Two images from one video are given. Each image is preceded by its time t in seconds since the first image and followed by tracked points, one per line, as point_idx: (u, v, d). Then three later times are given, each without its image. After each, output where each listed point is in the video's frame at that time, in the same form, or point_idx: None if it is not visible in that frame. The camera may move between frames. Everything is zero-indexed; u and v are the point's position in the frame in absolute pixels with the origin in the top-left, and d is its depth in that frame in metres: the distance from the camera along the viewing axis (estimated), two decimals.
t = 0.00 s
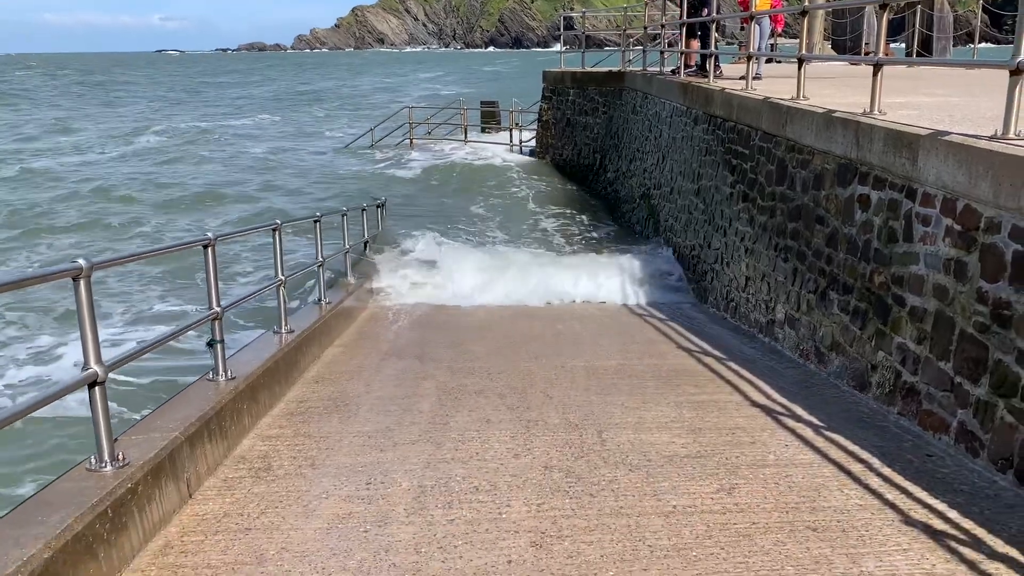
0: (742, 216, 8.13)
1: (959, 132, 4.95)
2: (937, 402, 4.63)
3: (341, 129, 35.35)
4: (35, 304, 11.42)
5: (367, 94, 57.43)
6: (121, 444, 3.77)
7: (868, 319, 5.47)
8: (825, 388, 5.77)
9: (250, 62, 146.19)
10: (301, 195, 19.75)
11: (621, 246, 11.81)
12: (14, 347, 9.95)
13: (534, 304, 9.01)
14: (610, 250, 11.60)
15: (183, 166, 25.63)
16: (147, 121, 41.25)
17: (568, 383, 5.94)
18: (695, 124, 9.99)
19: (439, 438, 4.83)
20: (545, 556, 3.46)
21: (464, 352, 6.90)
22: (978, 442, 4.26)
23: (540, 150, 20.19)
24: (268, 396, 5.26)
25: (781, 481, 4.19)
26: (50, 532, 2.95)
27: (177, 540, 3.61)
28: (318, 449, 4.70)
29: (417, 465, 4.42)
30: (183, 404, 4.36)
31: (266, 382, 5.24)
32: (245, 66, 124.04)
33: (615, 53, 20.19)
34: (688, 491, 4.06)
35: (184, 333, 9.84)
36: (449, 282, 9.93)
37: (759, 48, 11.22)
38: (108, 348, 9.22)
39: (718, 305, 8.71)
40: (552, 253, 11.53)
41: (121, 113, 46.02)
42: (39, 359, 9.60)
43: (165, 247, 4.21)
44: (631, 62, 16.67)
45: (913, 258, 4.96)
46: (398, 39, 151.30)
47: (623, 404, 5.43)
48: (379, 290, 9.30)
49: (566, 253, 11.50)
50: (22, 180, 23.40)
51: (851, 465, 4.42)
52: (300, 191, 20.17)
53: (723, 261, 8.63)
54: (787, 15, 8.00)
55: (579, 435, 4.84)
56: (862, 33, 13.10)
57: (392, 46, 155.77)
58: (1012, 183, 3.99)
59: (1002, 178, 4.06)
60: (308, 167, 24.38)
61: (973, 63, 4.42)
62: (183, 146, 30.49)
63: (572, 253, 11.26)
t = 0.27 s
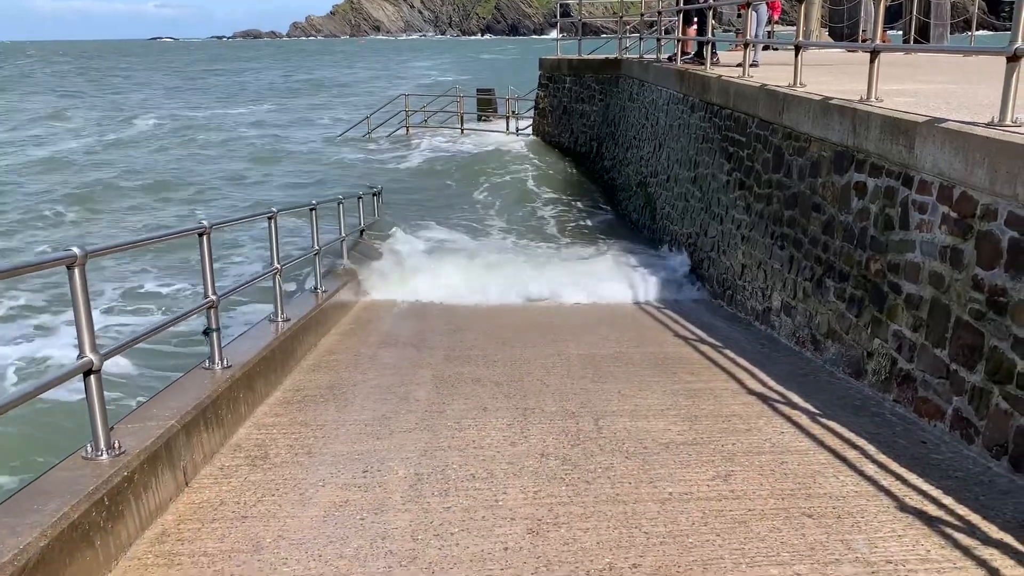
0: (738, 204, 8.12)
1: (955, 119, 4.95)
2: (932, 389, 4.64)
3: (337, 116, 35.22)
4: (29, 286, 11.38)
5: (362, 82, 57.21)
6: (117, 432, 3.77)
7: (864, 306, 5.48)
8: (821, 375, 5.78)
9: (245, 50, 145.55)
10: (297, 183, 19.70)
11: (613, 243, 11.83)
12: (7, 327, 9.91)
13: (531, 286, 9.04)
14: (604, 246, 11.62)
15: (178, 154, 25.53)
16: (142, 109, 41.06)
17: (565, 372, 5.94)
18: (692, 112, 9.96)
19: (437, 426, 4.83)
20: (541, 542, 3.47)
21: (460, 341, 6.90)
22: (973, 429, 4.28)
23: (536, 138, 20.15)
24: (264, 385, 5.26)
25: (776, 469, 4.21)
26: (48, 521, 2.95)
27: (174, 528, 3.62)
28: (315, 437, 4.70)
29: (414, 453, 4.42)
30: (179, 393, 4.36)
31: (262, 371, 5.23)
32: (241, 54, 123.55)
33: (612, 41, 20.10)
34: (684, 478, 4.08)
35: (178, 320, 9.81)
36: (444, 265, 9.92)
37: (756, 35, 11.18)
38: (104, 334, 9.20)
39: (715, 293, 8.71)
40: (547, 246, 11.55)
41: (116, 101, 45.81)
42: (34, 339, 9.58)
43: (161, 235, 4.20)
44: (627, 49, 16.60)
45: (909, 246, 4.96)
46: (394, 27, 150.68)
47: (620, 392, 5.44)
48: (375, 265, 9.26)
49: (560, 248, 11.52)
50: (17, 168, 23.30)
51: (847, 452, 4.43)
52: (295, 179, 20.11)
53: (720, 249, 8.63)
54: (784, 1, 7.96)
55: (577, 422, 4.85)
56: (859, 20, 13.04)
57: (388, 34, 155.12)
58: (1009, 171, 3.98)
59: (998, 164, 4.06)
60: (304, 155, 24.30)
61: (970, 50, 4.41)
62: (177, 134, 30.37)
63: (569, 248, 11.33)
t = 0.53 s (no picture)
0: (737, 198, 8.12)
1: (954, 113, 4.94)
2: (930, 384, 4.64)
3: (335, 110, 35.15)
4: (26, 278, 11.35)
5: (361, 75, 57.09)
6: (114, 428, 3.77)
7: (862, 301, 5.47)
8: (819, 371, 5.78)
9: (243, 43, 145.27)
10: (295, 177, 19.66)
11: (610, 238, 11.80)
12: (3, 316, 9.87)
13: (528, 276, 9.01)
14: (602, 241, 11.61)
15: (175, 147, 25.48)
16: (140, 102, 40.98)
17: (563, 366, 5.94)
18: (690, 106, 9.94)
19: (435, 421, 4.83)
20: (538, 538, 3.48)
21: (457, 336, 6.90)
22: (970, 424, 4.28)
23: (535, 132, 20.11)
24: (262, 380, 5.25)
25: (774, 464, 4.21)
26: (44, 517, 2.95)
27: (172, 524, 3.62)
28: (312, 432, 4.70)
29: (412, 449, 4.42)
30: (177, 388, 4.36)
31: (259, 366, 5.23)
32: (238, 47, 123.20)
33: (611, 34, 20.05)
34: (681, 473, 4.08)
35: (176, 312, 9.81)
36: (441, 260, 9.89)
37: (755, 28, 11.16)
38: (101, 326, 9.18)
39: (713, 287, 8.70)
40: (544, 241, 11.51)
41: (115, 94, 45.73)
42: (30, 328, 9.54)
43: (159, 230, 4.20)
44: (626, 42, 16.55)
45: (907, 240, 4.96)
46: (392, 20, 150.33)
47: (617, 387, 5.44)
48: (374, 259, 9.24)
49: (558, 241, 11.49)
50: (15, 161, 23.26)
51: (844, 448, 4.43)
52: (293, 173, 20.07)
53: (718, 243, 8.62)
54: None
55: (575, 417, 4.85)
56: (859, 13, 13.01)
57: (386, 27, 154.77)
58: (1007, 166, 3.97)
59: (996, 160, 4.05)
60: (302, 149, 24.25)
61: (969, 44, 4.40)
62: (175, 127, 30.29)
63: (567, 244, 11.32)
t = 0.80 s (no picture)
0: (734, 199, 8.12)
1: (951, 115, 4.94)
2: (927, 386, 4.65)
3: (334, 112, 35.14)
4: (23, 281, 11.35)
5: (359, 77, 57.06)
6: (112, 433, 3.77)
7: (859, 303, 5.48)
8: (817, 372, 5.78)
9: (241, 45, 145.14)
10: (293, 178, 19.65)
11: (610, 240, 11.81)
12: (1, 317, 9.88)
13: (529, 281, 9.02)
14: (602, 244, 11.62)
15: (174, 149, 25.48)
16: (138, 104, 40.97)
17: (563, 369, 5.94)
18: (688, 107, 9.95)
19: (431, 425, 4.83)
20: (536, 543, 3.48)
21: (457, 338, 6.89)
22: (968, 426, 4.28)
23: (533, 133, 20.11)
24: (260, 384, 5.25)
25: (772, 467, 4.21)
26: (41, 524, 2.95)
27: (170, 530, 3.62)
28: (310, 436, 4.70)
29: (409, 453, 4.42)
30: (175, 393, 4.36)
31: (257, 370, 5.23)
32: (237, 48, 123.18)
33: (608, 35, 20.04)
34: (678, 476, 4.08)
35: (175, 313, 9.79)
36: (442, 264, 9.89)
37: (753, 29, 11.16)
38: (101, 328, 9.17)
39: (711, 288, 8.70)
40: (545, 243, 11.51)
41: (113, 96, 45.69)
42: (29, 330, 9.53)
43: (156, 235, 4.19)
44: (624, 43, 16.55)
45: (904, 242, 4.96)
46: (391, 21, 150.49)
47: (616, 390, 5.44)
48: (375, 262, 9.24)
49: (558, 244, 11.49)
50: (13, 164, 23.26)
51: (842, 450, 4.44)
52: (291, 175, 20.07)
53: (716, 244, 8.63)
54: None
55: (572, 421, 4.86)
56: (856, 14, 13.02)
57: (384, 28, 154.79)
58: (1003, 168, 3.98)
59: (992, 162, 4.06)
60: (300, 151, 24.23)
61: (965, 46, 4.40)
62: (173, 129, 30.27)
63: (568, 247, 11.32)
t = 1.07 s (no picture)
0: (730, 210, 8.13)
1: (945, 126, 4.96)
2: (924, 397, 4.65)
3: (330, 123, 35.15)
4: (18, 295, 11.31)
5: (355, 88, 57.11)
6: (107, 450, 3.76)
7: (855, 313, 5.48)
8: (814, 383, 5.78)
9: (237, 57, 145.38)
10: (289, 190, 19.63)
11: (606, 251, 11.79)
12: None
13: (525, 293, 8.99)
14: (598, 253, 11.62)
15: (169, 161, 25.45)
16: (135, 116, 41.01)
17: (560, 381, 5.93)
18: (683, 117, 9.97)
19: (428, 439, 4.82)
20: (534, 560, 3.46)
21: (453, 351, 6.88)
22: (965, 437, 4.28)
23: (529, 144, 20.14)
24: (256, 398, 5.24)
25: (770, 479, 4.20)
26: (36, 544, 2.94)
27: (166, 548, 3.60)
28: (306, 452, 4.68)
29: (406, 468, 4.41)
30: (171, 409, 4.35)
31: (254, 385, 5.21)
32: (233, 60, 123.31)
33: (603, 46, 20.07)
34: (676, 490, 4.07)
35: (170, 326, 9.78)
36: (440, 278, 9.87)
37: (747, 40, 11.20)
38: (98, 342, 9.14)
39: (707, 299, 8.70)
40: (542, 251, 11.48)
41: (109, 108, 45.72)
42: (24, 345, 9.50)
43: (151, 251, 4.19)
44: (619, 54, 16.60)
45: (899, 253, 4.97)
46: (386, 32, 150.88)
47: (613, 402, 5.43)
48: (372, 278, 9.23)
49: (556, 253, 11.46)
50: (9, 176, 23.25)
51: (840, 462, 4.43)
52: (287, 187, 20.05)
53: (712, 255, 8.64)
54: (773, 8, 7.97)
55: (568, 434, 4.85)
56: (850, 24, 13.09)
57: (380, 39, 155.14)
58: (997, 179, 3.99)
59: (986, 173, 4.07)
60: (296, 162, 24.22)
61: (958, 58, 4.42)
62: (168, 142, 30.24)
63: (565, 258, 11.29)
